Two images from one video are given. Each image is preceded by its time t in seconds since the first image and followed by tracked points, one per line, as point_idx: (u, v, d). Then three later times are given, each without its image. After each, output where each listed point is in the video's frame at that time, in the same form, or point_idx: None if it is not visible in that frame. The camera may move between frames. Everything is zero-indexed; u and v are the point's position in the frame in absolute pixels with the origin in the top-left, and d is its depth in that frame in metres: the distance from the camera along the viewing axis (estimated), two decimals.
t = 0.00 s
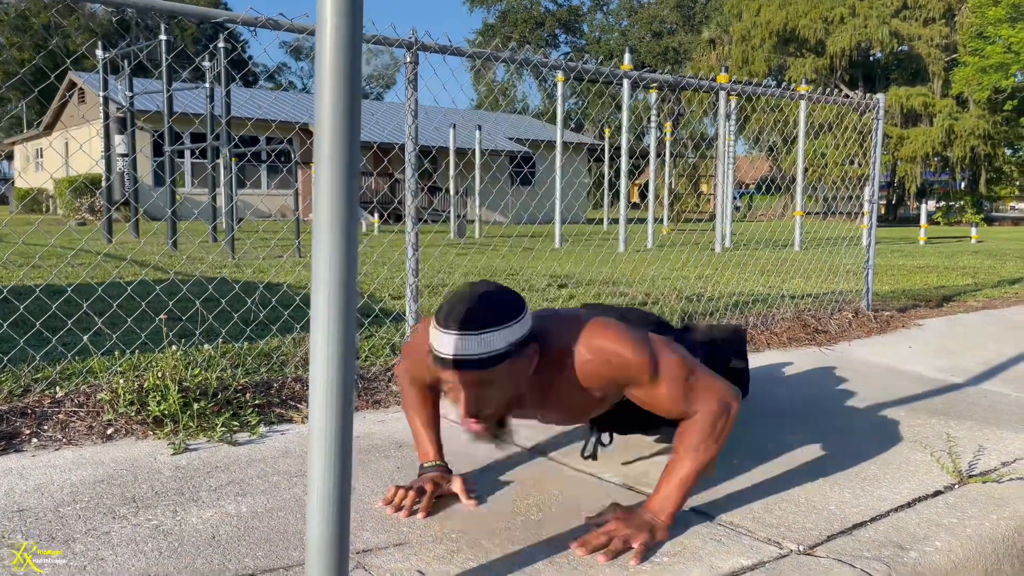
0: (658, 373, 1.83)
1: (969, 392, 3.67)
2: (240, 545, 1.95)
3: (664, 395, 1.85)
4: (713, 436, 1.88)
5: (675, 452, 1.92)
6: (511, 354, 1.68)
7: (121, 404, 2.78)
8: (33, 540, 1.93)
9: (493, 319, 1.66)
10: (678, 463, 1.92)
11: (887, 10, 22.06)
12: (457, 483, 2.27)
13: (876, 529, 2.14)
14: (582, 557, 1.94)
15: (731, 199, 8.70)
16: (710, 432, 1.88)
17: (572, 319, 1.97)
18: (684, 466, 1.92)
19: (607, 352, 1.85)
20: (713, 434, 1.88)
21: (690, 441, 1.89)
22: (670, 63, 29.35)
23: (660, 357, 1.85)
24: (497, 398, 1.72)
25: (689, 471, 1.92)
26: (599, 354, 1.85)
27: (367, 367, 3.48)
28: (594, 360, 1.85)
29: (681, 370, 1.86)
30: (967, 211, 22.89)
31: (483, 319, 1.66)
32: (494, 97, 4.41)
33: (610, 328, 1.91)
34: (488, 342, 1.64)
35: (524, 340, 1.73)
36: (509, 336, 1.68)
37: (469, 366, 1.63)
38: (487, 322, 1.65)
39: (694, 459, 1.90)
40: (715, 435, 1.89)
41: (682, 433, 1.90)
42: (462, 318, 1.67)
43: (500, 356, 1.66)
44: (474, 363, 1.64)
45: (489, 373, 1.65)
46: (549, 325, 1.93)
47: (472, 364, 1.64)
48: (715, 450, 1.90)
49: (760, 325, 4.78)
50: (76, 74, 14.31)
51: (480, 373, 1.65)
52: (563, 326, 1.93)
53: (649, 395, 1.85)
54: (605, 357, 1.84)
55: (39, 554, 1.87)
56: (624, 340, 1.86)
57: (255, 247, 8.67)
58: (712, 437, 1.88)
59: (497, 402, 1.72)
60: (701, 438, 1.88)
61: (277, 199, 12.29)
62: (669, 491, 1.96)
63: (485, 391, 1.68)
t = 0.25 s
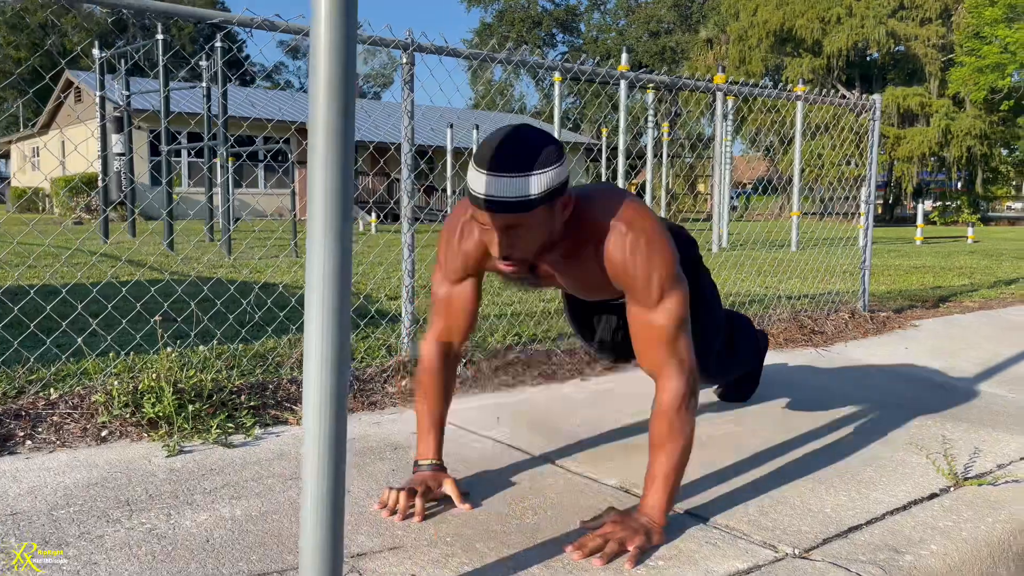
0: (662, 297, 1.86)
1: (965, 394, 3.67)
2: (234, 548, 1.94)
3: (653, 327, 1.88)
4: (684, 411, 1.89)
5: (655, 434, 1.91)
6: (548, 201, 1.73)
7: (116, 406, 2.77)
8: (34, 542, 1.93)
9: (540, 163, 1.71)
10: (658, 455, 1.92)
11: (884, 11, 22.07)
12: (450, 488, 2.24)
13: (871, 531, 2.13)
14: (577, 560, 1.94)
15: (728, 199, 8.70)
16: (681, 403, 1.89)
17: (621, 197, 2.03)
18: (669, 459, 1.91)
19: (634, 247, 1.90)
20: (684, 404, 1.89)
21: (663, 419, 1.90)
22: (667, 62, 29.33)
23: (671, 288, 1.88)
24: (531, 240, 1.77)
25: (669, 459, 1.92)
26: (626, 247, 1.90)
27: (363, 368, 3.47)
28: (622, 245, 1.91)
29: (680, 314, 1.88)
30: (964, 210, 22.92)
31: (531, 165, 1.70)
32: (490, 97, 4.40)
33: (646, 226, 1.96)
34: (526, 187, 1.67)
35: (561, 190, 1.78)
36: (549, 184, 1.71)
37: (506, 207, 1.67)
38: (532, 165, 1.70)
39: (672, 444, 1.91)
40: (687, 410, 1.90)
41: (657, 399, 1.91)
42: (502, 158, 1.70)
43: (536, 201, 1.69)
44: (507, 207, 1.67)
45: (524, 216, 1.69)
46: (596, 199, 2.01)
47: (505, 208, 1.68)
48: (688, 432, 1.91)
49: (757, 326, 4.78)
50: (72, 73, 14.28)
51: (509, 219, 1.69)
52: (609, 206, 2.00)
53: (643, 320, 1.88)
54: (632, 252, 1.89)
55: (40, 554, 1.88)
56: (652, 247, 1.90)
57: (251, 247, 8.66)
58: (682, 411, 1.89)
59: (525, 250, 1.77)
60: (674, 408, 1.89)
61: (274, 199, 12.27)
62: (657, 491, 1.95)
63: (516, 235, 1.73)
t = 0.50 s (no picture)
0: (659, 300, 1.86)
1: (961, 395, 3.68)
2: (229, 549, 1.94)
3: (644, 324, 1.87)
4: (668, 415, 1.89)
5: (640, 430, 1.93)
6: (578, 167, 1.71)
7: (111, 406, 2.77)
8: (34, 541, 1.94)
9: (578, 125, 1.70)
10: (647, 458, 1.94)
11: (881, 12, 22.11)
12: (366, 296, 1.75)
13: (866, 532, 2.14)
14: (572, 561, 1.94)
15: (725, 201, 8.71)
16: (660, 408, 1.90)
17: (649, 189, 2.02)
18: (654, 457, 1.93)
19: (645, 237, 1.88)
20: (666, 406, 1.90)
21: (649, 420, 1.91)
22: (665, 64, 29.33)
23: (669, 291, 1.87)
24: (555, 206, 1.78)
25: (655, 462, 1.93)
26: (636, 236, 1.89)
27: (359, 369, 3.47)
28: (633, 232, 1.89)
29: (671, 320, 1.88)
30: (960, 212, 22.95)
31: (569, 125, 1.69)
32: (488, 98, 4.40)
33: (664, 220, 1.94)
34: (558, 148, 1.67)
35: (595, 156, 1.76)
36: (582, 147, 1.70)
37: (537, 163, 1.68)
38: (568, 126, 1.69)
39: (660, 444, 1.92)
40: (670, 416, 1.90)
41: (642, 396, 1.92)
42: (543, 116, 1.70)
43: (567, 161, 1.69)
44: (533, 164, 1.69)
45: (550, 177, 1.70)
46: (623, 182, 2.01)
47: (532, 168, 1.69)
48: (672, 437, 1.92)
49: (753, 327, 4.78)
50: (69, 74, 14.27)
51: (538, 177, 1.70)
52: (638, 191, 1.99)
53: (634, 317, 1.88)
54: (641, 244, 1.87)
55: (40, 554, 1.88)
56: (660, 244, 1.88)
57: (248, 248, 8.65)
58: (665, 415, 1.90)
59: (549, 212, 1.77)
60: (655, 408, 1.90)
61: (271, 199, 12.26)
62: (651, 492, 1.95)
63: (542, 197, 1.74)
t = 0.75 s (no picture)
0: (665, 308, 1.86)
1: (958, 397, 3.69)
2: (227, 551, 1.94)
3: (649, 331, 1.88)
4: (672, 420, 1.91)
5: (645, 434, 1.95)
6: (582, 176, 1.72)
7: (110, 408, 2.77)
8: (34, 542, 1.94)
9: (582, 135, 1.71)
10: (648, 461, 1.95)
11: (880, 14, 22.13)
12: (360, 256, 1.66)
13: (864, 534, 2.14)
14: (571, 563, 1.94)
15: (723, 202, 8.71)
16: (664, 415, 1.91)
17: (657, 194, 2.01)
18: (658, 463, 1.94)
19: (652, 246, 1.88)
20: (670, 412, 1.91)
21: (654, 424, 1.94)
22: (664, 65, 29.33)
23: (677, 296, 1.87)
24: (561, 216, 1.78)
25: (657, 468, 1.94)
26: (643, 244, 1.89)
27: (357, 370, 3.48)
28: (639, 239, 1.89)
29: (677, 328, 1.88)
30: (959, 213, 22.97)
31: (572, 135, 1.70)
32: (487, 99, 4.41)
33: (672, 226, 1.94)
34: (563, 156, 1.68)
35: (600, 166, 1.77)
36: (587, 158, 1.71)
37: (544, 171, 1.69)
38: (572, 135, 1.70)
39: (664, 450, 1.93)
40: (673, 422, 1.92)
41: (647, 400, 1.93)
42: (548, 126, 1.71)
43: (572, 171, 1.70)
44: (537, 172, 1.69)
45: (557, 186, 1.70)
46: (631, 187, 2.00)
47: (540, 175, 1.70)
48: (675, 441, 1.94)
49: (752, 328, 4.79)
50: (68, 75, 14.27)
51: (543, 186, 1.71)
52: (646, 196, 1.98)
53: (640, 324, 1.89)
54: (647, 252, 1.87)
55: (40, 554, 1.88)
56: (666, 253, 1.88)
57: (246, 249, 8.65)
58: (670, 421, 1.92)
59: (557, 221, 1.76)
60: (660, 413, 1.91)
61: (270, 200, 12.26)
62: (651, 495, 1.96)
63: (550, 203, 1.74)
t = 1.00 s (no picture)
0: (653, 307, 1.87)
1: (958, 397, 3.69)
2: (228, 550, 1.94)
3: (640, 331, 1.88)
4: (669, 418, 1.91)
5: (641, 435, 1.94)
6: (570, 175, 1.72)
7: (110, 407, 2.77)
8: (34, 543, 1.94)
9: (566, 135, 1.70)
10: (647, 461, 1.94)
11: (880, 14, 22.13)
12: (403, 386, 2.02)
13: (864, 534, 2.15)
14: (571, 563, 1.94)
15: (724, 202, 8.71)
16: (660, 414, 1.91)
17: (637, 193, 2.00)
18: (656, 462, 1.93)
19: (636, 246, 1.89)
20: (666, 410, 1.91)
21: (649, 423, 1.93)
22: (664, 65, 29.35)
23: (664, 297, 1.88)
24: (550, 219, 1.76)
25: (654, 467, 1.94)
26: (627, 245, 1.89)
27: (358, 370, 3.48)
28: (624, 240, 1.89)
29: (666, 326, 1.89)
30: (959, 214, 22.98)
31: (559, 134, 1.70)
32: (487, 99, 4.41)
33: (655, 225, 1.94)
34: (551, 156, 1.67)
35: (586, 165, 1.77)
36: (573, 156, 1.70)
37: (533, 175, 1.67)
38: (559, 134, 1.70)
39: (660, 448, 1.93)
40: (670, 419, 1.92)
41: (642, 399, 1.93)
42: (532, 127, 1.70)
43: (560, 171, 1.69)
44: (527, 173, 1.67)
45: (547, 187, 1.69)
46: (609, 185, 1.98)
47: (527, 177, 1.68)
48: (671, 439, 1.93)
49: (752, 328, 4.79)
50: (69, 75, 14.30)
51: (532, 188, 1.69)
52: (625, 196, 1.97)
53: (630, 325, 1.89)
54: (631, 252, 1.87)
55: (39, 555, 1.88)
56: (649, 252, 1.88)
57: (246, 249, 8.65)
58: (666, 419, 1.91)
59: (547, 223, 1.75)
60: (654, 411, 1.91)
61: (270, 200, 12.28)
62: (650, 495, 1.96)
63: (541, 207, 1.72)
